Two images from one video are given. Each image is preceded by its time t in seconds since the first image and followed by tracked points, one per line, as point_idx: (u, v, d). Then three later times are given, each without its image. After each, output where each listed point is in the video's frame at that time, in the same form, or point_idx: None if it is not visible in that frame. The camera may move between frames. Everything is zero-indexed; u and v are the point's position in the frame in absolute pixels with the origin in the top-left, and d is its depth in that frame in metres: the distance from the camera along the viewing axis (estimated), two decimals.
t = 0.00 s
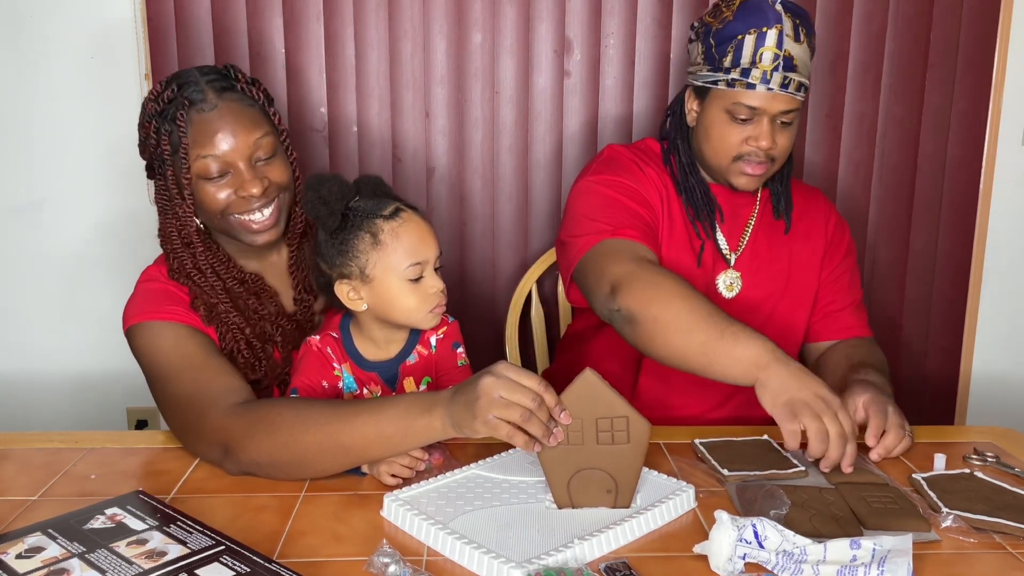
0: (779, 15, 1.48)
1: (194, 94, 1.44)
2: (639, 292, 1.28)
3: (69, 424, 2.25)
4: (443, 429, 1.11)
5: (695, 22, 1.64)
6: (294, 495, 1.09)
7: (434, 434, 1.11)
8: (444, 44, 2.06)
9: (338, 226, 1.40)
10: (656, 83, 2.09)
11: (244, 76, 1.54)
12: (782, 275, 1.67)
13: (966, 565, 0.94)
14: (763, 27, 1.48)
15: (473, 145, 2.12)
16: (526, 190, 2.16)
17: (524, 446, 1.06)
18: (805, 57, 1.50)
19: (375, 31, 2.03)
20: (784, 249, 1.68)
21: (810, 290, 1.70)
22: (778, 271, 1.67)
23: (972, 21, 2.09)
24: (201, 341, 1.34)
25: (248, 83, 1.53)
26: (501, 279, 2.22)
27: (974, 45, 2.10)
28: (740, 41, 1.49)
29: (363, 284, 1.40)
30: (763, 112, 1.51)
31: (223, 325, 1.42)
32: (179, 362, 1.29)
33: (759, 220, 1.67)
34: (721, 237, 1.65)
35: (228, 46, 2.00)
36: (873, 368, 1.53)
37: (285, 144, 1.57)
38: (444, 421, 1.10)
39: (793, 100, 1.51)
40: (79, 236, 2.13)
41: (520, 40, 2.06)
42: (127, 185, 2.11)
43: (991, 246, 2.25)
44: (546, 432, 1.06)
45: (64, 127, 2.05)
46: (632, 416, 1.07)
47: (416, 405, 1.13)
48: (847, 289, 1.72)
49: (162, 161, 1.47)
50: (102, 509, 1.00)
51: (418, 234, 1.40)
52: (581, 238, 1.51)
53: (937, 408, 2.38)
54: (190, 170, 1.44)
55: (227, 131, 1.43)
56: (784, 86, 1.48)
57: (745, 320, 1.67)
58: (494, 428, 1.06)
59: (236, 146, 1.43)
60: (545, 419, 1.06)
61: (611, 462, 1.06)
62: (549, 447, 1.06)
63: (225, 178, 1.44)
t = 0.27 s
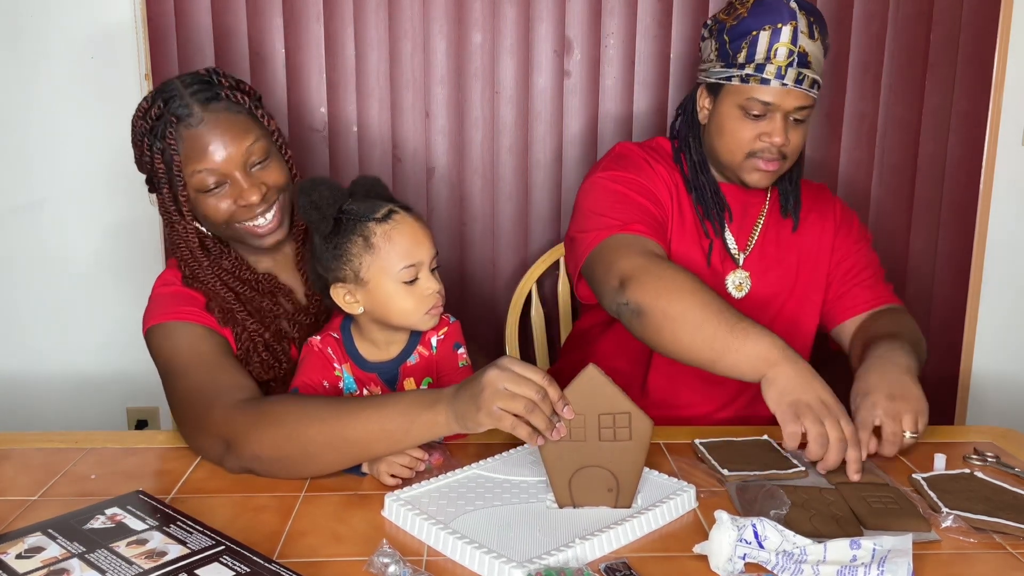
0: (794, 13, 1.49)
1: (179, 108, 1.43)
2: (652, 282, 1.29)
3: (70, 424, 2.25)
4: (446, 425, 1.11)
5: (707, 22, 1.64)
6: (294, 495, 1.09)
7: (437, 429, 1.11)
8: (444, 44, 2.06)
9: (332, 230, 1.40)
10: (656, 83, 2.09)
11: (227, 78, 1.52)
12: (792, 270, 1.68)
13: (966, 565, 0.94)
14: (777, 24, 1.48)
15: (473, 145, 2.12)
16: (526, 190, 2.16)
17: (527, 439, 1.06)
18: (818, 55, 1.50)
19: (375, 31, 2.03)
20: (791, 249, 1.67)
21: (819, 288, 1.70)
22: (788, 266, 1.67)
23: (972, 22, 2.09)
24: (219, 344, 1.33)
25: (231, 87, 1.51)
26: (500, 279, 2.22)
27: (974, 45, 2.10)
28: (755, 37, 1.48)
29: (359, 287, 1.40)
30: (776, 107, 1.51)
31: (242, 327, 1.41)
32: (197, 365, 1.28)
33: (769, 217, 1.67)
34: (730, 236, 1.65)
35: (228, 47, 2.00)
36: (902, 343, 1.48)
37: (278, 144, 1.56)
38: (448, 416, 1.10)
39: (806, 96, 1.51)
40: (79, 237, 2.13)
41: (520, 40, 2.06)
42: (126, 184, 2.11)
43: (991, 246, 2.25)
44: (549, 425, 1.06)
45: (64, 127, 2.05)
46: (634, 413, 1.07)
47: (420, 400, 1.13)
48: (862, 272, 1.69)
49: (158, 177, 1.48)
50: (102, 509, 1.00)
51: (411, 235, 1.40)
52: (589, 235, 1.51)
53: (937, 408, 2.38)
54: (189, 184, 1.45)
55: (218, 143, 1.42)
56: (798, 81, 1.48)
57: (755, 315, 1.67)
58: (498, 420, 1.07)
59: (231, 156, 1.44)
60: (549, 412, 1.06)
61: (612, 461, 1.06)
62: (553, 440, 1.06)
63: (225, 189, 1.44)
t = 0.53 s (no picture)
0: (797, 8, 1.49)
1: (169, 102, 1.44)
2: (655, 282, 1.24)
3: (69, 424, 2.25)
4: (447, 424, 1.11)
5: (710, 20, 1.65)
6: (294, 495, 1.09)
7: (438, 428, 1.11)
8: (444, 44, 2.06)
9: (331, 231, 1.40)
10: (656, 83, 2.09)
11: (218, 73, 1.53)
12: (798, 272, 1.68)
13: (966, 565, 0.94)
14: (779, 19, 1.48)
15: (473, 145, 2.12)
16: (527, 190, 2.16)
17: (527, 437, 1.06)
18: (821, 50, 1.50)
19: (375, 31, 2.03)
20: (798, 248, 1.68)
21: (825, 287, 1.70)
22: (794, 268, 1.67)
23: (972, 21, 2.09)
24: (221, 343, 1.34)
25: (222, 81, 1.52)
26: (501, 279, 2.22)
27: (974, 45, 2.10)
28: (756, 33, 1.49)
29: (358, 289, 1.40)
30: (779, 102, 1.51)
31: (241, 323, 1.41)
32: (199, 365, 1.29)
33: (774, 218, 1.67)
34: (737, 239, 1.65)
35: (228, 46, 2.00)
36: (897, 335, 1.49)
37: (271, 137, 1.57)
38: (448, 415, 1.10)
39: (810, 91, 1.50)
40: (79, 237, 2.13)
41: (520, 40, 2.06)
42: (127, 184, 2.11)
43: (991, 246, 2.25)
44: (549, 424, 1.06)
45: (65, 127, 2.05)
46: (634, 412, 1.06)
47: (421, 399, 1.13)
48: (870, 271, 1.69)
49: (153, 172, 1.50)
50: (102, 509, 1.00)
51: (409, 237, 1.40)
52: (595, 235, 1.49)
53: (937, 408, 2.38)
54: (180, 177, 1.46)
55: (207, 135, 1.44)
56: (800, 76, 1.48)
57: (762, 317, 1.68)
58: (498, 418, 1.06)
59: (220, 148, 1.44)
60: (549, 411, 1.06)
61: (612, 461, 1.06)
62: (553, 439, 1.06)
63: (216, 180, 1.45)
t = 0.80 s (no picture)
0: (809, 7, 1.49)
1: (188, 80, 1.45)
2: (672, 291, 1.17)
3: (69, 424, 2.25)
4: (445, 426, 1.12)
5: (717, 20, 1.64)
6: (294, 495, 1.09)
7: (435, 431, 1.12)
8: (444, 44, 2.06)
9: (338, 229, 1.40)
10: (656, 83, 2.09)
11: (243, 63, 1.53)
12: (804, 277, 1.68)
13: (966, 565, 0.94)
14: (792, 18, 1.48)
15: (473, 145, 2.12)
16: (527, 190, 2.16)
17: (526, 438, 1.06)
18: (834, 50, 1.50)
19: (375, 31, 2.03)
20: (805, 257, 1.68)
21: (827, 298, 1.71)
22: (800, 273, 1.67)
23: (972, 21, 2.09)
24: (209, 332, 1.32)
25: (245, 70, 1.52)
26: (500, 279, 2.22)
27: (974, 45, 2.10)
28: (769, 32, 1.48)
29: (362, 288, 1.40)
30: (792, 104, 1.51)
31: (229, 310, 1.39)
32: (186, 356, 1.27)
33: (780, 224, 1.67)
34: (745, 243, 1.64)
35: (228, 46, 2.00)
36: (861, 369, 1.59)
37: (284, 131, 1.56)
38: (447, 416, 1.11)
39: (822, 92, 1.50)
40: (79, 237, 2.13)
41: (520, 40, 2.06)
42: (126, 184, 2.11)
43: (991, 246, 2.25)
44: (548, 425, 1.06)
45: (65, 127, 2.05)
46: (633, 412, 1.06)
47: (421, 401, 1.14)
48: (863, 287, 1.73)
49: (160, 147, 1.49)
50: (102, 509, 1.00)
51: (417, 238, 1.40)
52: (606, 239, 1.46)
53: (937, 408, 2.38)
54: (185, 154, 1.45)
55: (219, 116, 1.44)
56: (814, 77, 1.48)
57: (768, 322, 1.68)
58: (497, 419, 1.07)
59: (229, 131, 1.44)
60: (549, 411, 1.07)
61: (612, 461, 1.06)
62: (552, 440, 1.06)
63: (219, 162, 1.44)
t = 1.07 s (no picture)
0: (818, 10, 1.49)
1: (212, 74, 1.46)
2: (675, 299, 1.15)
3: (69, 424, 2.25)
4: (443, 436, 1.11)
5: (722, 18, 1.64)
6: (294, 495, 1.09)
7: (434, 441, 1.11)
8: (444, 43, 2.06)
9: (337, 227, 1.40)
10: (656, 83, 2.09)
11: (268, 62, 1.54)
12: (808, 279, 1.68)
13: (966, 565, 0.94)
14: (800, 21, 1.48)
15: (473, 145, 2.12)
16: (527, 190, 2.16)
17: (525, 452, 1.07)
18: (841, 54, 1.51)
19: (375, 31, 2.03)
20: (809, 260, 1.68)
21: (833, 302, 1.71)
22: (804, 275, 1.67)
23: (973, 21, 2.09)
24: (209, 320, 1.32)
25: (269, 69, 1.53)
26: (500, 279, 2.22)
27: (974, 46, 2.10)
28: (777, 34, 1.48)
29: (360, 285, 1.40)
30: (799, 108, 1.51)
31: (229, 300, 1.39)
32: (185, 344, 1.27)
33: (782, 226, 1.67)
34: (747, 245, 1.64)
35: (228, 46, 2.00)
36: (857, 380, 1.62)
37: (301, 131, 1.57)
38: (443, 429, 1.10)
39: (829, 96, 1.51)
40: (79, 237, 2.13)
41: (520, 40, 2.06)
42: (126, 184, 2.11)
43: (991, 246, 2.25)
44: (547, 437, 1.06)
45: (65, 127, 2.05)
46: (633, 418, 1.06)
47: (415, 412, 1.13)
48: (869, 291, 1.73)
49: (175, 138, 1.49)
50: (102, 509, 1.00)
51: (415, 235, 1.40)
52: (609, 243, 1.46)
53: (937, 408, 2.37)
54: (201, 146, 1.46)
55: (239, 110, 1.45)
56: (822, 81, 1.48)
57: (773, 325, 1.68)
58: (494, 436, 1.07)
59: (248, 125, 1.45)
60: (546, 424, 1.06)
61: (612, 465, 1.06)
62: (551, 452, 1.06)
63: (234, 157, 1.45)
